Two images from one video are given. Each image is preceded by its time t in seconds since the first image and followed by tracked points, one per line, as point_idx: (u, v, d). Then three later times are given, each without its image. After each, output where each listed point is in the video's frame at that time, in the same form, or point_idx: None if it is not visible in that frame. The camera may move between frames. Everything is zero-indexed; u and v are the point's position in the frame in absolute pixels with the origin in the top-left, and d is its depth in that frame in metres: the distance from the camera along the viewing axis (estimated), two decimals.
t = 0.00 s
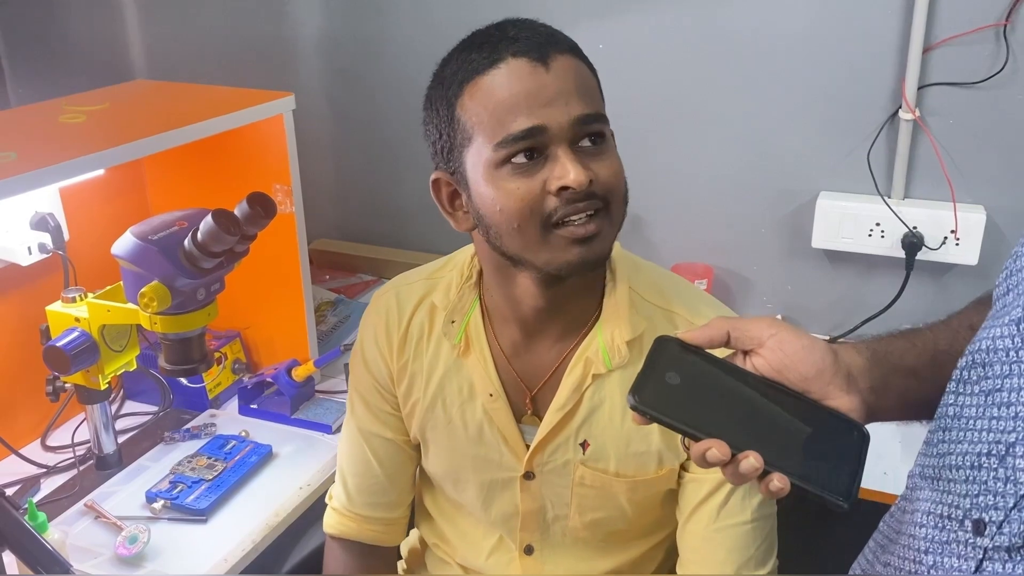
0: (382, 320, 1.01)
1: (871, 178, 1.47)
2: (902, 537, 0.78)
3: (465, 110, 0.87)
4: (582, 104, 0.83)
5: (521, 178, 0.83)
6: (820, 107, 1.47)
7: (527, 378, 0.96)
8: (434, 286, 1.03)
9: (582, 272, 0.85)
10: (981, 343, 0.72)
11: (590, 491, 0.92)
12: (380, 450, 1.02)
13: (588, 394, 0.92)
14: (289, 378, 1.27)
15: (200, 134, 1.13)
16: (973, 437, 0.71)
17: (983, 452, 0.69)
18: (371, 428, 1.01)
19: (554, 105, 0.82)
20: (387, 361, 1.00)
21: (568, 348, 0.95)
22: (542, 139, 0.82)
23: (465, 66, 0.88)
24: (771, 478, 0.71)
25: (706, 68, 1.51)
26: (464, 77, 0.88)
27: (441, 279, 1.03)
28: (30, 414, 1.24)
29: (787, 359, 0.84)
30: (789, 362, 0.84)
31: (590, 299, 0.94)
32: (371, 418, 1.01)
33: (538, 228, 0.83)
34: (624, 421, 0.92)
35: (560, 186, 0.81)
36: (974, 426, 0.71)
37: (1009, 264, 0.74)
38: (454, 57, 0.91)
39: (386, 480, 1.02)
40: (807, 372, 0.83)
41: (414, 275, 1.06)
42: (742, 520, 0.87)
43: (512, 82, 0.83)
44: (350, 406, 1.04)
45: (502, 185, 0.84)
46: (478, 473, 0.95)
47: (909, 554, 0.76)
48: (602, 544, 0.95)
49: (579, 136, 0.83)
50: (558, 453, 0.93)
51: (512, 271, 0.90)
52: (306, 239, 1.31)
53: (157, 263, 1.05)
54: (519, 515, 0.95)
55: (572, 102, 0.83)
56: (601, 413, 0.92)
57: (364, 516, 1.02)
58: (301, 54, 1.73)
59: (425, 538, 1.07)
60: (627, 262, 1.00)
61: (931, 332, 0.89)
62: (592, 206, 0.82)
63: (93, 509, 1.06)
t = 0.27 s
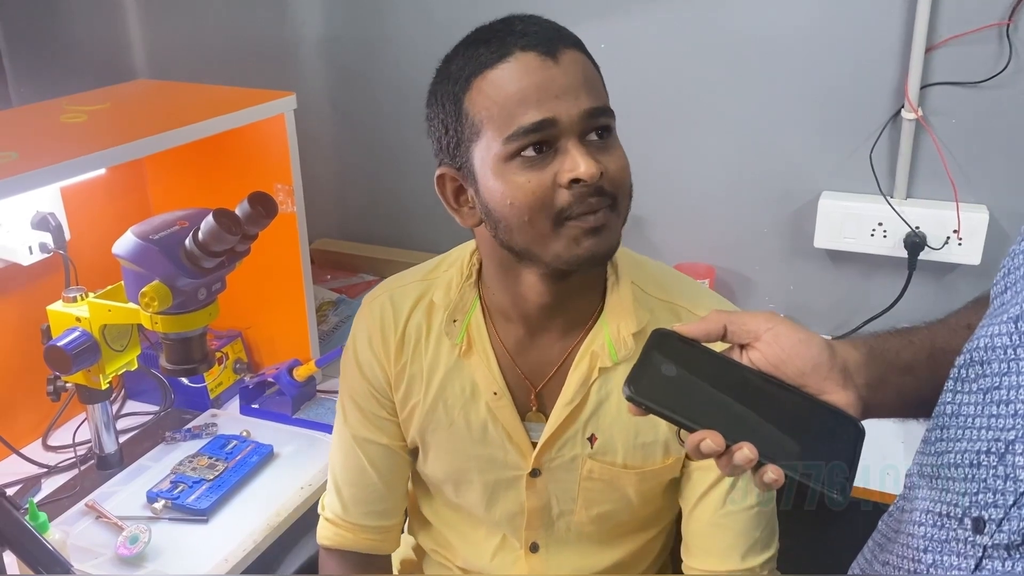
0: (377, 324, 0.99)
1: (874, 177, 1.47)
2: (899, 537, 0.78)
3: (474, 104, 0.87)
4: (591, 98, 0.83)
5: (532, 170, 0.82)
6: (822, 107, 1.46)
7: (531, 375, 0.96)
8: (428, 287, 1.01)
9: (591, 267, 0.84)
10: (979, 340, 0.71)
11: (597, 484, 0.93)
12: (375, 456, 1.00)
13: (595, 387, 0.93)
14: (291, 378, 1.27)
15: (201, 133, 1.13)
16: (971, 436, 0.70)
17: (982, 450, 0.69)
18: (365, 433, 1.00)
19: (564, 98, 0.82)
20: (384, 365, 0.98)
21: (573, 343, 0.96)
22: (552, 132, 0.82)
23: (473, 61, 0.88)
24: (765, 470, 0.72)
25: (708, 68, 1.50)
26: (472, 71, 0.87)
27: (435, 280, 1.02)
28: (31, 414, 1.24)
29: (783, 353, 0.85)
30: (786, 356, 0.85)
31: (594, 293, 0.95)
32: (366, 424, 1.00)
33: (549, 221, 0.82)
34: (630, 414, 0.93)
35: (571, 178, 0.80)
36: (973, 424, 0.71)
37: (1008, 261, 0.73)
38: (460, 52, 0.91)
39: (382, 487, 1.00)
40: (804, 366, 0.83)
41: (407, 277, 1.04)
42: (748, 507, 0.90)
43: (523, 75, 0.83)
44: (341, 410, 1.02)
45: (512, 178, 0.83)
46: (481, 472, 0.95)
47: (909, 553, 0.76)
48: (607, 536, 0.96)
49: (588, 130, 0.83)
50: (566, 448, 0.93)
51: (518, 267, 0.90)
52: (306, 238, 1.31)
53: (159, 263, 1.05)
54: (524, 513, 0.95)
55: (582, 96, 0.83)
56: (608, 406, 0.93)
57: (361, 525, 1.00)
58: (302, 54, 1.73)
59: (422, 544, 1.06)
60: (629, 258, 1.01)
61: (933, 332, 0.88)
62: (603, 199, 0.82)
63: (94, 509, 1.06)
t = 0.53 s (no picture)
0: (376, 328, 0.99)
1: (878, 177, 1.47)
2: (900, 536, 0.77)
3: (481, 98, 0.87)
4: (598, 92, 0.84)
5: (540, 163, 0.82)
6: (826, 107, 1.46)
7: (536, 373, 0.96)
8: (429, 289, 1.01)
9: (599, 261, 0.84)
10: (981, 337, 0.71)
11: (604, 481, 0.93)
12: (376, 459, 0.99)
13: (602, 384, 0.93)
14: (293, 378, 1.26)
15: (205, 133, 1.13)
16: (972, 432, 0.70)
17: (983, 446, 0.69)
18: (366, 438, 0.99)
19: (572, 91, 0.82)
20: (385, 368, 0.98)
21: (578, 340, 0.96)
22: (560, 125, 0.82)
23: (479, 56, 0.88)
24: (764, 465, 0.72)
25: (711, 67, 1.50)
26: (478, 66, 0.87)
27: (436, 281, 1.02)
28: (34, 414, 1.24)
29: (782, 350, 0.83)
30: (785, 352, 0.83)
31: (597, 291, 0.95)
32: (366, 428, 0.99)
33: (558, 213, 0.82)
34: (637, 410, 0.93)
35: (580, 170, 0.80)
36: (974, 421, 0.70)
37: (1010, 257, 0.73)
38: (466, 48, 0.91)
39: (382, 491, 1.00)
40: (802, 363, 0.82)
41: (406, 278, 1.04)
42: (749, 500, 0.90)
43: (531, 68, 0.83)
44: (339, 415, 1.01)
45: (520, 170, 0.83)
46: (486, 473, 0.95)
47: (909, 551, 0.75)
48: (612, 533, 0.97)
49: (596, 123, 0.84)
50: (573, 446, 0.93)
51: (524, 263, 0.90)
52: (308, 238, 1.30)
53: (162, 263, 1.05)
54: (530, 513, 0.94)
55: (589, 89, 0.83)
56: (615, 403, 0.93)
57: (362, 532, 1.00)
58: (305, 54, 1.73)
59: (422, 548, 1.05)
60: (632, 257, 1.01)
61: (938, 332, 0.88)
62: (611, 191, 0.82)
63: (96, 509, 1.06)
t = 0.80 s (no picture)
0: (379, 326, 0.99)
1: (879, 178, 1.46)
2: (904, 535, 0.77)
3: (487, 107, 0.86)
4: (606, 110, 0.83)
5: (543, 182, 0.82)
6: (827, 107, 1.46)
7: (538, 371, 0.96)
8: (430, 287, 1.01)
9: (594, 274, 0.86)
10: (985, 336, 0.71)
11: (606, 478, 0.93)
12: (378, 457, 0.99)
13: (604, 380, 0.93)
14: (294, 379, 1.27)
15: (206, 134, 1.13)
16: (977, 431, 0.70)
17: (989, 444, 0.69)
18: (368, 436, 0.99)
19: (580, 111, 0.81)
20: (387, 365, 0.97)
21: (580, 338, 0.96)
22: (566, 145, 0.82)
23: (486, 62, 0.86)
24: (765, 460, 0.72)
25: (713, 68, 1.50)
26: (486, 73, 0.86)
27: (437, 279, 1.02)
28: (35, 414, 1.24)
29: (784, 348, 0.83)
30: (787, 350, 0.83)
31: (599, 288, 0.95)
32: (369, 425, 0.99)
33: (557, 232, 0.83)
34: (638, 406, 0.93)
35: (583, 193, 0.81)
36: (978, 419, 0.70)
37: (1014, 255, 0.73)
38: (473, 49, 0.89)
39: (385, 486, 1.00)
40: (803, 360, 0.82)
41: (408, 276, 1.04)
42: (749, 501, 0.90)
43: (540, 86, 0.82)
44: (343, 411, 1.01)
45: (523, 188, 0.83)
46: (488, 470, 0.95)
47: (913, 550, 0.75)
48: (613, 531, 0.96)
49: (601, 143, 0.83)
50: (575, 443, 0.93)
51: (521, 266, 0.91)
52: (310, 238, 1.31)
53: (162, 263, 1.05)
54: (532, 510, 0.94)
55: (597, 108, 0.82)
56: (616, 400, 0.93)
57: (367, 530, 1.00)
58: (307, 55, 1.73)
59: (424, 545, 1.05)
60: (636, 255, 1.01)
61: (938, 333, 0.88)
62: (611, 212, 0.83)
63: (97, 509, 1.06)
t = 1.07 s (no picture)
0: (382, 327, 0.99)
1: (880, 178, 1.47)
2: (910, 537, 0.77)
3: (491, 115, 0.86)
4: (611, 118, 0.83)
5: (547, 189, 0.82)
6: (828, 108, 1.46)
7: (538, 376, 0.96)
8: (434, 289, 1.01)
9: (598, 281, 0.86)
10: (988, 339, 0.71)
11: (605, 485, 0.93)
12: (380, 458, 0.99)
13: (603, 389, 0.93)
14: (295, 379, 1.27)
15: (208, 135, 1.13)
16: (983, 433, 0.70)
17: (996, 446, 0.69)
18: (371, 436, 0.99)
19: (585, 119, 0.81)
20: (390, 366, 0.98)
21: (582, 344, 0.96)
22: (570, 153, 0.82)
23: (491, 71, 0.86)
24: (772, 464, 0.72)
25: (713, 69, 1.50)
26: (491, 81, 0.86)
27: (441, 281, 1.02)
28: (36, 415, 1.24)
29: (788, 352, 0.83)
30: (791, 354, 0.83)
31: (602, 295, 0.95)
32: (372, 425, 0.99)
33: (561, 239, 0.83)
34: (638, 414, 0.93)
35: (587, 201, 0.81)
36: (984, 421, 0.70)
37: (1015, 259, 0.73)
38: (478, 57, 0.89)
39: (386, 487, 1.00)
40: (807, 364, 0.82)
41: (412, 278, 1.04)
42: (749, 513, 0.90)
43: (545, 95, 0.82)
44: (346, 411, 1.01)
45: (527, 195, 0.83)
46: (487, 474, 0.95)
47: (919, 552, 0.75)
48: (613, 539, 0.96)
49: (606, 151, 0.83)
50: (573, 450, 0.93)
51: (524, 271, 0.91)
52: (311, 239, 1.31)
53: (163, 264, 1.05)
54: (531, 514, 0.94)
55: (602, 117, 0.82)
56: (616, 408, 0.93)
57: (368, 528, 1.00)
58: (308, 56, 1.73)
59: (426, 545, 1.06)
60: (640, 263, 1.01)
61: (939, 334, 0.88)
62: (616, 220, 0.82)
63: (99, 510, 1.06)
